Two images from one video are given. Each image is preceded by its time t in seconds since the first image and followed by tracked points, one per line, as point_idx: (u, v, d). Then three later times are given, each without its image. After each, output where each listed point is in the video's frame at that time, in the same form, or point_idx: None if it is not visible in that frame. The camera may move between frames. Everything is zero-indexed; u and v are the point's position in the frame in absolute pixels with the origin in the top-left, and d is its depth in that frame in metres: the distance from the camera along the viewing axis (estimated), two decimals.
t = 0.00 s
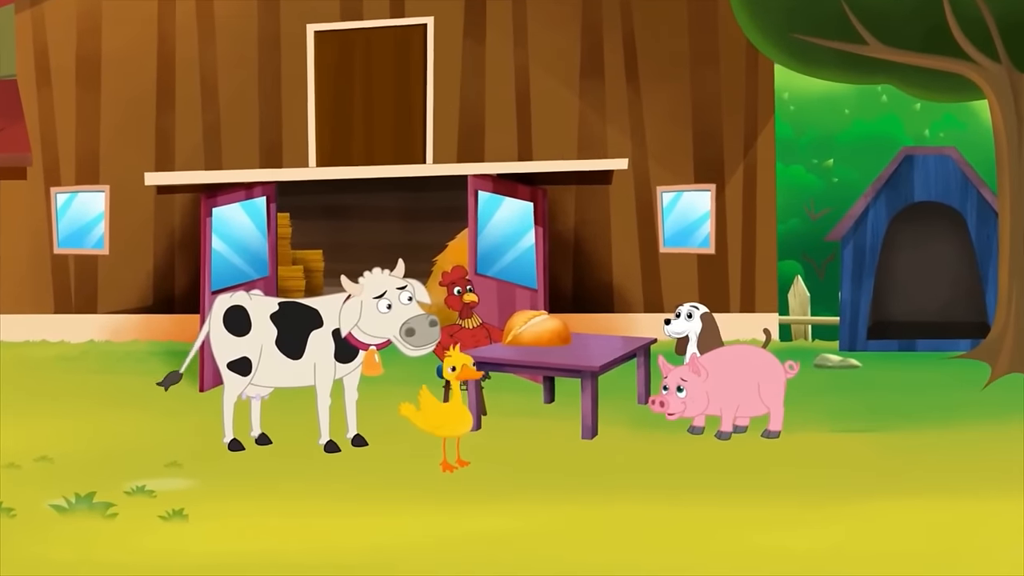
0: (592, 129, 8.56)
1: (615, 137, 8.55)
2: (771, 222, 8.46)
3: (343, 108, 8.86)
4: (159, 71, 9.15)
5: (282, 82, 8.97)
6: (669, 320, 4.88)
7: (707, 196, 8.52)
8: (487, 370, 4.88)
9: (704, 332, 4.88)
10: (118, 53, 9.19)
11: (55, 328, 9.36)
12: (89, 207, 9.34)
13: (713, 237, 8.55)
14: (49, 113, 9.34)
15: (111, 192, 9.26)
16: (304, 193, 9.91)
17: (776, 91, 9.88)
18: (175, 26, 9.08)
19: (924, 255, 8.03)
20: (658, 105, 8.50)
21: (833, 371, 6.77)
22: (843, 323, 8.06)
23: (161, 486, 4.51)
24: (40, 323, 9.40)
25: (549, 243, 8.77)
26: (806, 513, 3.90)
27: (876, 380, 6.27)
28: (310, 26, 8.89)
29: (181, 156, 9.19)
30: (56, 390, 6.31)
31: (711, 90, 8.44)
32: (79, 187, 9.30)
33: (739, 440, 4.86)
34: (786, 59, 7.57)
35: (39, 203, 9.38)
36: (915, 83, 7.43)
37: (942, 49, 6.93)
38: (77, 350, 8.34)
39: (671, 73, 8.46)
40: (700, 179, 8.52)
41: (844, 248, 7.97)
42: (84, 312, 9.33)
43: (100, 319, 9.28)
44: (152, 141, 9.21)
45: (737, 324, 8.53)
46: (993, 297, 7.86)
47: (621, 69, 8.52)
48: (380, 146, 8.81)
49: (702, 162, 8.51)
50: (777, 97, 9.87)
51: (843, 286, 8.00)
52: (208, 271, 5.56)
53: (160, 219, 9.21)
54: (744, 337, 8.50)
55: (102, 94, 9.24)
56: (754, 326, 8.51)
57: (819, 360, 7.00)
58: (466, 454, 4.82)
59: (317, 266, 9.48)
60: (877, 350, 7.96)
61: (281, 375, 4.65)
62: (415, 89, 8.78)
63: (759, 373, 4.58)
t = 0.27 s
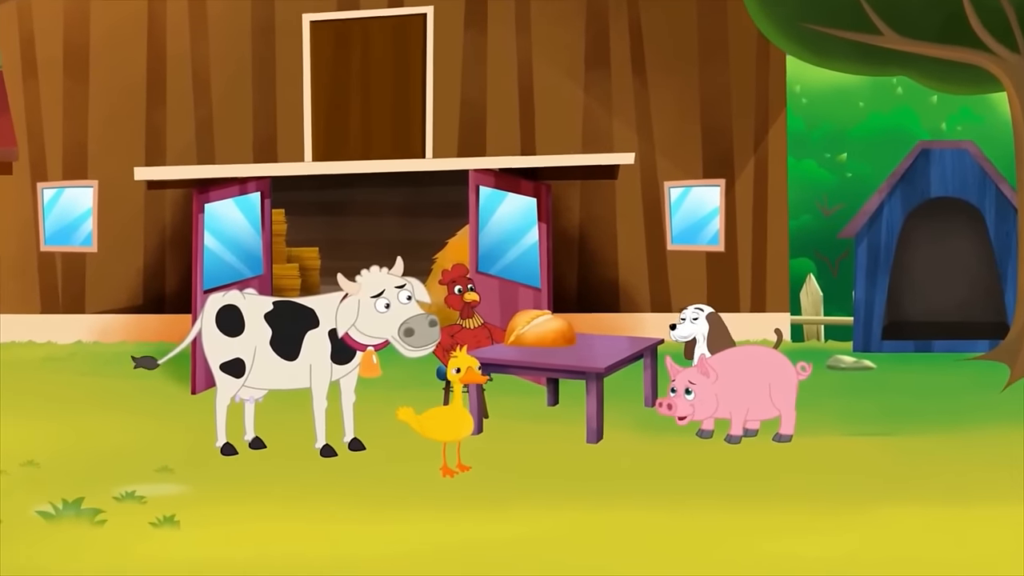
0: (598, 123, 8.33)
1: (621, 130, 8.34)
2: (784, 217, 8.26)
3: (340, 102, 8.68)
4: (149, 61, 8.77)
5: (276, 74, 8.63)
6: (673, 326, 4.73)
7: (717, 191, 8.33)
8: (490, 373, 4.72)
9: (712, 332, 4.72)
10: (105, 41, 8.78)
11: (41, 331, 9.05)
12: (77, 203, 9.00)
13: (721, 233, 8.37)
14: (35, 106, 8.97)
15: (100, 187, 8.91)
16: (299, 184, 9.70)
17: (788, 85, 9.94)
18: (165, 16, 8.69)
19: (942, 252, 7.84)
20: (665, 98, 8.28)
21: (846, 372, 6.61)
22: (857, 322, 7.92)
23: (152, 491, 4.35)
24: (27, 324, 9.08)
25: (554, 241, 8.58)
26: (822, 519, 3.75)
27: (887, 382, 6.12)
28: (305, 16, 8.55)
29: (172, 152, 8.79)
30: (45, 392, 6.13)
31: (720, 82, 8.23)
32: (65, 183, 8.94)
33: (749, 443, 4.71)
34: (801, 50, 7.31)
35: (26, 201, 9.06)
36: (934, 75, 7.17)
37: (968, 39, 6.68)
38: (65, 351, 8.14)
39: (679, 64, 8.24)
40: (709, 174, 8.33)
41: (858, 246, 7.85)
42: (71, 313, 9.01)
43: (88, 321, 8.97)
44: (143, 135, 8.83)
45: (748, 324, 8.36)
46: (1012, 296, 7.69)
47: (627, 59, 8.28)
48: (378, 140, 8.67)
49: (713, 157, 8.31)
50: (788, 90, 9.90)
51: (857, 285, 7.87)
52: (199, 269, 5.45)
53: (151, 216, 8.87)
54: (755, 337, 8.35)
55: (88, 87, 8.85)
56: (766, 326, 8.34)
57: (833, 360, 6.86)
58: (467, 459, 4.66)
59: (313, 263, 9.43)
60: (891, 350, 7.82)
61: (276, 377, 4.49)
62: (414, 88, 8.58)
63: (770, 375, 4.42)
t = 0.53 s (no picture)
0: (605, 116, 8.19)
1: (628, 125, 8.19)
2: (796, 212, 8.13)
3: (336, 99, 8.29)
4: (139, 53, 8.58)
5: (270, 65, 8.42)
6: (678, 326, 4.58)
7: (726, 187, 8.17)
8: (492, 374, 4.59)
9: (718, 332, 4.57)
10: (93, 33, 8.60)
11: (26, 331, 8.89)
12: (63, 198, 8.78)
13: (732, 230, 8.21)
14: (22, 100, 8.79)
15: (88, 182, 8.72)
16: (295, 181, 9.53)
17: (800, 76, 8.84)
18: (157, 6, 8.50)
19: (961, 249, 7.68)
20: (673, 90, 8.13)
21: (860, 373, 6.46)
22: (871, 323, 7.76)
23: (143, 497, 4.19)
24: (14, 324, 8.92)
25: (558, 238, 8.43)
26: (839, 525, 3.60)
27: (901, 384, 5.96)
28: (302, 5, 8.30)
29: (163, 146, 8.63)
30: (35, 394, 5.97)
31: (730, 75, 8.09)
32: (53, 178, 8.76)
33: (760, 448, 4.56)
34: (813, 40, 7.05)
35: (13, 197, 8.86)
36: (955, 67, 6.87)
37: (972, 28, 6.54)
38: (53, 352, 7.96)
39: (687, 56, 8.09)
40: (719, 169, 8.18)
41: (872, 243, 7.69)
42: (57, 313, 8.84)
43: (75, 320, 8.80)
44: (132, 130, 8.65)
45: (760, 325, 8.22)
46: None
47: (634, 49, 8.13)
48: (376, 135, 8.21)
49: (723, 152, 8.16)
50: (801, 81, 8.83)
51: (872, 283, 7.71)
52: (192, 267, 5.42)
53: (141, 213, 8.71)
54: (766, 337, 8.20)
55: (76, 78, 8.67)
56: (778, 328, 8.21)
57: (846, 363, 6.70)
58: (469, 463, 4.51)
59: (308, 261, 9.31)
60: (906, 351, 7.67)
61: (270, 379, 4.34)
62: (413, 86, 8.27)
63: (782, 378, 4.27)
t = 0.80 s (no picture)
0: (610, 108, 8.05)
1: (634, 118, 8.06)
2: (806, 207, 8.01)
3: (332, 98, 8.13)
4: (131, 46, 8.45)
5: (266, 58, 8.29)
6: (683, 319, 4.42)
7: (735, 182, 8.03)
8: (495, 375, 4.45)
9: (724, 332, 4.44)
10: (83, 24, 8.46)
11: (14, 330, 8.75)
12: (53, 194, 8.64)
13: (741, 227, 8.06)
14: (11, 94, 8.65)
15: (79, 178, 8.60)
16: (292, 176, 9.43)
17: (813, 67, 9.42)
18: None
19: (981, 248, 7.58)
20: (681, 82, 8.00)
21: (874, 375, 6.33)
22: (885, 323, 7.49)
23: (134, 502, 4.05)
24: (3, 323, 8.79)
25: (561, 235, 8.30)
26: (855, 532, 3.47)
27: (912, 386, 5.83)
28: None
29: (156, 141, 8.49)
30: (26, 396, 5.84)
31: (738, 66, 7.96)
32: (42, 174, 8.62)
33: (770, 451, 4.43)
34: (823, 32, 6.41)
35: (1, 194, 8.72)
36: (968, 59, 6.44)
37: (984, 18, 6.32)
38: (41, 353, 7.82)
39: (694, 47, 7.96)
40: (727, 164, 8.05)
41: (886, 241, 7.45)
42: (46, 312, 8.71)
43: (65, 319, 8.68)
44: (124, 124, 8.53)
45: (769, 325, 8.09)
46: None
47: (640, 40, 8.01)
48: (374, 126, 7.96)
49: (731, 147, 8.04)
50: (813, 75, 9.38)
51: (885, 283, 7.47)
52: (185, 264, 5.30)
53: (133, 211, 8.59)
54: (776, 337, 8.08)
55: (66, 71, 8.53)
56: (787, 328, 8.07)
57: (859, 364, 6.58)
58: (470, 467, 4.38)
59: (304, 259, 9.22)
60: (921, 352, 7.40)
61: (266, 381, 4.20)
62: (413, 66, 8.12)
63: (794, 378, 4.14)
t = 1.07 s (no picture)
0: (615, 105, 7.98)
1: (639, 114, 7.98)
2: (814, 204, 7.94)
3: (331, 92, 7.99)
4: (125, 40, 8.37)
5: (264, 53, 8.19)
6: (688, 318, 4.33)
7: (741, 179, 7.96)
8: (496, 376, 4.37)
9: (730, 332, 4.35)
10: (76, 18, 8.38)
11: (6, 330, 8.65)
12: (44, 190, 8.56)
13: (747, 224, 7.99)
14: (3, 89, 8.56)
15: (71, 174, 8.51)
16: (289, 173, 9.33)
17: (821, 62, 10.54)
18: None
19: (993, 247, 7.49)
20: (687, 77, 7.92)
21: (884, 376, 6.24)
22: (896, 323, 7.41)
23: (128, 505, 3.96)
24: None
25: (565, 233, 8.21)
26: (867, 535, 3.38)
27: (921, 387, 5.74)
28: None
29: (151, 137, 8.40)
30: (20, 398, 5.75)
31: (745, 60, 7.88)
32: (33, 170, 8.53)
33: (778, 454, 4.34)
34: (831, 27, 5.99)
35: None
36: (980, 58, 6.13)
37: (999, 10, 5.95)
38: (32, 353, 7.72)
39: (701, 42, 7.88)
40: (734, 161, 7.96)
41: (897, 240, 7.40)
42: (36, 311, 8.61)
43: (57, 318, 8.58)
44: (117, 118, 8.43)
45: (777, 325, 8.00)
46: None
47: (644, 35, 7.92)
48: (374, 123, 7.90)
49: (738, 143, 7.94)
50: (823, 69, 10.54)
51: (897, 283, 7.41)
52: (180, 263, 5.21)
53: (127, 208, 8.50)
54: (784, 338, 8.00)
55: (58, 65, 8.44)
56: (794, 329, 7.99)
57: (868, 364, 6.49)
58: (471, 470, 4.29)
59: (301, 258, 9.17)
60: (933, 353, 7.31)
61: (262, 382, 4.11)
62: (413, 62, 8.06)
63: (801, 379, 4.05)
